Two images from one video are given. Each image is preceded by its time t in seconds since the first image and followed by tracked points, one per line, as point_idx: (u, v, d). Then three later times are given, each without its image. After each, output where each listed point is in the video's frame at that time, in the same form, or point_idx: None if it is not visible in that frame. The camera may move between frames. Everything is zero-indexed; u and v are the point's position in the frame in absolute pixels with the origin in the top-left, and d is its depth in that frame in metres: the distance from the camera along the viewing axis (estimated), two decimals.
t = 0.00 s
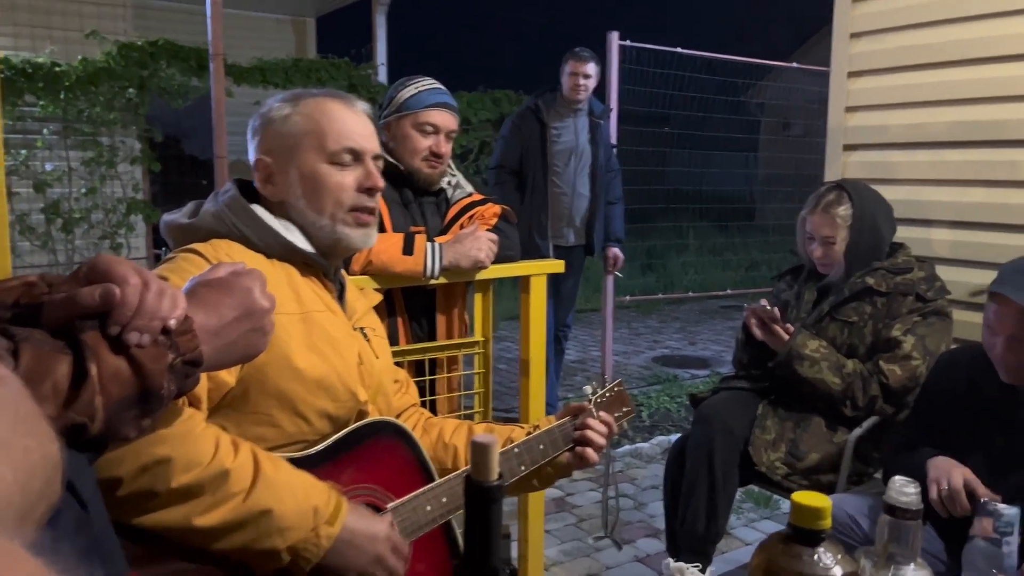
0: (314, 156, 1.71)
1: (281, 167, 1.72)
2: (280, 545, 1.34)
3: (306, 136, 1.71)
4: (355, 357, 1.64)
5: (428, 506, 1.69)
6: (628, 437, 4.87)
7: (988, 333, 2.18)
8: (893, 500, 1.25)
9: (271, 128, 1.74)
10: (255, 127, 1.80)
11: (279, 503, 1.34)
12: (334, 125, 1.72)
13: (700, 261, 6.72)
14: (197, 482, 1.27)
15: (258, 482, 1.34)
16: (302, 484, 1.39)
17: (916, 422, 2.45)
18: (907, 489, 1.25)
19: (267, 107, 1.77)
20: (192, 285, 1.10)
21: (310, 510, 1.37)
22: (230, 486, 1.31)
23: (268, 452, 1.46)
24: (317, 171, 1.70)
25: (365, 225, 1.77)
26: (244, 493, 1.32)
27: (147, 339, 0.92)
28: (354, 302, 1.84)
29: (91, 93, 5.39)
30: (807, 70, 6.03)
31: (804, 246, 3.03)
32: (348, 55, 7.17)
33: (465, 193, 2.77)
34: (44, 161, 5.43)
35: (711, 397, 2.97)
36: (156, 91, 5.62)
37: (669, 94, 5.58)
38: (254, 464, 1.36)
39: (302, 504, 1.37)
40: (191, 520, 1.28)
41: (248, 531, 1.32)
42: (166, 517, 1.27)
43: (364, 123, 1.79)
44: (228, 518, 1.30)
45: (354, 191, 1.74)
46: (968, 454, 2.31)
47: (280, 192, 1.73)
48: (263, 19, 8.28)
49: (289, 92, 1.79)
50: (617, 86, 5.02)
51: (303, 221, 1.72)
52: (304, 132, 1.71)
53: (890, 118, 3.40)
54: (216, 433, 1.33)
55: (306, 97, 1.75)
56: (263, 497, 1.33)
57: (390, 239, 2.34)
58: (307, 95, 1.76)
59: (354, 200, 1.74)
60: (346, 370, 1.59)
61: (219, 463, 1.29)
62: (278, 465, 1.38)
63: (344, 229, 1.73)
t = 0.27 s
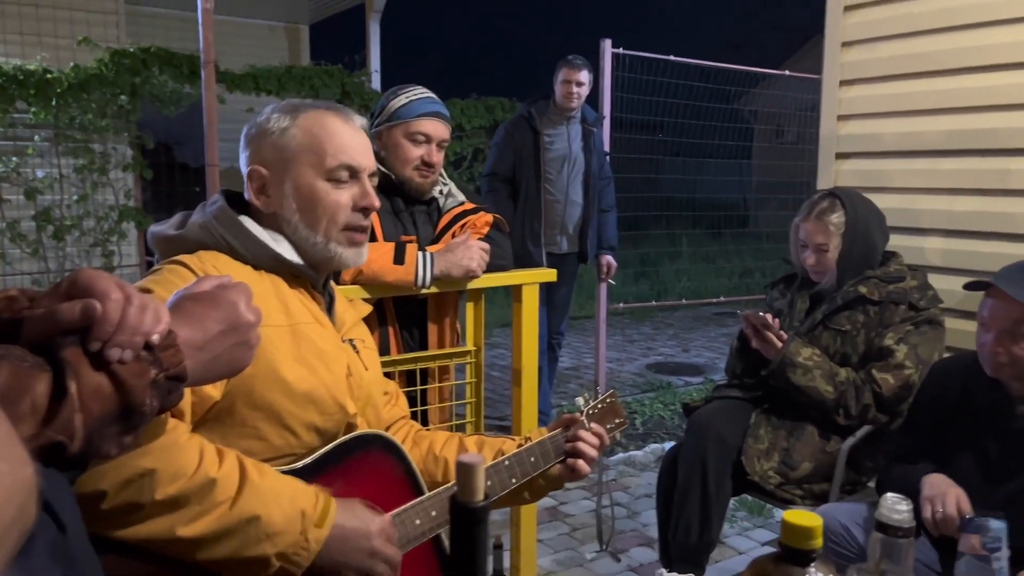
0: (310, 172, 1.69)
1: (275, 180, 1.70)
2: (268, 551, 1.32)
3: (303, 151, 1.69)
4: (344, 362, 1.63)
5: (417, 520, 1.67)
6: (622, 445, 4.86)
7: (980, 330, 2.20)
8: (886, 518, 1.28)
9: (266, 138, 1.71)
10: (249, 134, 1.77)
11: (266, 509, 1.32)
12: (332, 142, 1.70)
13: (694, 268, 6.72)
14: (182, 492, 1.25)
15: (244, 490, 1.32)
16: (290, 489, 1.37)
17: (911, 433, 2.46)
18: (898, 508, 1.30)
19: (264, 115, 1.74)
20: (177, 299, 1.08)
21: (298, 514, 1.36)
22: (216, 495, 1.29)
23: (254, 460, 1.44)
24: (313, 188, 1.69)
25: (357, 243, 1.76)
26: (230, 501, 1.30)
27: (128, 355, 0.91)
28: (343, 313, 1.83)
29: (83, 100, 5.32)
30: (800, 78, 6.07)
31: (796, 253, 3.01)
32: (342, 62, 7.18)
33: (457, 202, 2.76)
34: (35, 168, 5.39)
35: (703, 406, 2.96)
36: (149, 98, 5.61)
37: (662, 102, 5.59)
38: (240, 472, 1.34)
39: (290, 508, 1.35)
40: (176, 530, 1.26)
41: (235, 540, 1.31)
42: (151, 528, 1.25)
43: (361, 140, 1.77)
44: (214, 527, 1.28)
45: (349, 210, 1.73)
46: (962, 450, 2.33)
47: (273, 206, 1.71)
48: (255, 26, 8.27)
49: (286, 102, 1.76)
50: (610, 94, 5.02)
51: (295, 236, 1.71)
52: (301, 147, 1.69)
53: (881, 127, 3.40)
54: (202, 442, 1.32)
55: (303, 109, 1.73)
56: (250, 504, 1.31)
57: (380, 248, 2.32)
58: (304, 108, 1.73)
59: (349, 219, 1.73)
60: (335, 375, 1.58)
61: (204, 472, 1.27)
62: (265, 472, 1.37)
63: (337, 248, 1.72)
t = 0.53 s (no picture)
0: (315, 204, 1.64)
1: (276, 211, 1.62)
2: None
3: (307, 183, 1.63)
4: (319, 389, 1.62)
5: (390, 544, 1.59)
6: (609, 459, 4.87)
7: (962, 342, 2.22)
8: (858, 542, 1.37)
9: (265, 166, 1.62)
10: (235, 157, 1.65)
11: (232, 545, 1.32)
12: (335, 173, 1.67)
13: (682, 282, 6.75)
14: (147, 525, 1.24)
15: (212, 523, 1.31)
16: (258, 524, 1.37)
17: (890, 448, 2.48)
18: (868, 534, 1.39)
19: (259, 140, 1.64)
20: (149, 323, 1.07)
21: (264, 551, 1.35)
22: (183, 528, 1.28)
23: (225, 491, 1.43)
24: (317, 221, 1.64)
25: (350, 272, 1.75)
26: (198, 535, 1.29)
27: (98, 383, 0.91)
28: (320, 331, 1.83)
29: (70, 113, 5.34)
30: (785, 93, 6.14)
31: (777, 268, 3.03)
32: (331, 76, 7.20)
33: (439, 219, 2.74)
34: (21, 182, 5.36)
35: (687, 422, 2.95)
36: (137, 112, 5.61)
37: (648, 117, 5.63)
38: (209, 504, 1.33)
39: (257, 544, 1.35)
40: (140, 563, 1.25)
41: (201, 574, 1.30)
42: (114, 561, 1.23)
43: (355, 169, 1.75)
44: (179, 561, 1.27)
45: (348, 241, 1.71)
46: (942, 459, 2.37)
47: (271, 236, 1.63)
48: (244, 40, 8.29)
49: (279, 126, 1.67)
50: (596, 110, 5.05)
51: (293, 268, 1.66)
52: (305, 179, 1.63)
53: (861, 144, 3.44)
54: (171, 471, 1.30)
55: (302, 138, 1.67)
56: (216, 539, 1.30)
57: (363, 265, 2.33)
58: (302, 136, 1.67)
59: (348, 250, 1.71)
60: (310, 403, 1.58)
61: (171, 505, 1.26)
62: (234, 505, 1.36)
63: (336, 279, 1.70)
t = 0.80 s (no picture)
0: (307, 236, 1.63)
1: (267, 241, 1.62)
2: None
3: (301, 215, 1.63)
4: (302, 415, 1.64)
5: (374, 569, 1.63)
6: (608, 474, 4.84)
7: (962, 357, 2.19)
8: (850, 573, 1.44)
9: (258, 195, 1.60)
10: (227, 181, 1.63)
11: None
12: (328, 206, 1.67)
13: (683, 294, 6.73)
14: (118, 560, 1.21)
15: (185, 556, 1.30)
16: (229, 557, 1.37)
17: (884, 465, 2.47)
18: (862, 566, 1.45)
19: (253, 168, 1.62)
20: (129, 350, 1.06)
21: None
22: (155, 562, 1.26)
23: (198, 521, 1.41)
24: (308, 252, 1.64)
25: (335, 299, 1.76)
26: (171, 568, 1.27)
27: (73, 412, 0.90)
28: (306, 353, 1.82)
29: (70, 128, 5.34)
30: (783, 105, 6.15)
31: (774, 284, 3.02)
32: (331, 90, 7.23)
33: (434, 236, 2.76)
34: (22, 198, 5.35)
35: (683, 438, 2.93)
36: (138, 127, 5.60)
37: (646, 130, 5.64)
38: (181, 536, 1.32)
39: None
40: None
41: None
42: None
43: (348, 199, 1.74)
44: None
45: (337, 271, 1.71)
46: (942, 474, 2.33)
47: (260, 265, 1.63)
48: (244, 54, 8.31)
49: (274, 153, 1.66)
50: (594, 124, 5.05)
51: (280, 296, 1.66)
52: (299, 211, 1.63)
53: (857, 158, 3.44)
54: (142, 503, 1.27)
55: (297, 167, 1.66)
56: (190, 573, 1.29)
57: (355, 283, 2.32)
58: (298, 165, 1.66)
59: (336, 280, 1.72)
60: (291, 429, 1.59)
61: (142, 539, 1.23)
62: (206, 538, 1.36)
63: (322, 307, 1.71)
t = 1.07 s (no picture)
0: (315, 270, 1.65)
1: (276, 275, 1.64)
2: None
3: (309, 248, 1.65)
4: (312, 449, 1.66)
5: None
6: (628, 498, 4.79)
7: (990, 385, 2.13)
8: None
9: (268, 230, 1.64)
10: (239, 216, 1.67)
11: None
12: (337, 240, 1.68)
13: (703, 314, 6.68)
14: None
15: None
16: None
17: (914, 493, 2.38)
18: None
19: (264, 203, 1.66)
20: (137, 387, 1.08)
21: None
22: None
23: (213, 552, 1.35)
24: (316, 285, 1.65)
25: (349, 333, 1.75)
26: None
27: (77, 452, 0.91)
28: (316, 382, 1.81)
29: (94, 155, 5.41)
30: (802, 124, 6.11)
31: (790, 306, 2.93)
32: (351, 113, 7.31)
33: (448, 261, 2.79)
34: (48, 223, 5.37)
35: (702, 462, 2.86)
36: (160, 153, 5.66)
37: (664, 151, 5.62)
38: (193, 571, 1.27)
39: None
40: None
41: None
42: None
43: (360, 232, 1.75)
44: None
45: (348, 305, 1.71)
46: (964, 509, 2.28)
47: (270, 298, 1.65)
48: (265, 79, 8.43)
49: (286, 189, 1.69)
50: (610, 146, 5.05)
51: (290, 330, 1.67)
52: (307, 244, 1.64)
53: (876, 179, 3.41)
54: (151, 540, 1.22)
55: (307, 202, 1.69)
56: None
57: (370, 311, 2.33)
58: (308, 200, 1.69)
59: (347, 314, 1.72)
60: (301, 463, 1.62)
61: None
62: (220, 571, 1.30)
63: (333, 341, 1.71)
